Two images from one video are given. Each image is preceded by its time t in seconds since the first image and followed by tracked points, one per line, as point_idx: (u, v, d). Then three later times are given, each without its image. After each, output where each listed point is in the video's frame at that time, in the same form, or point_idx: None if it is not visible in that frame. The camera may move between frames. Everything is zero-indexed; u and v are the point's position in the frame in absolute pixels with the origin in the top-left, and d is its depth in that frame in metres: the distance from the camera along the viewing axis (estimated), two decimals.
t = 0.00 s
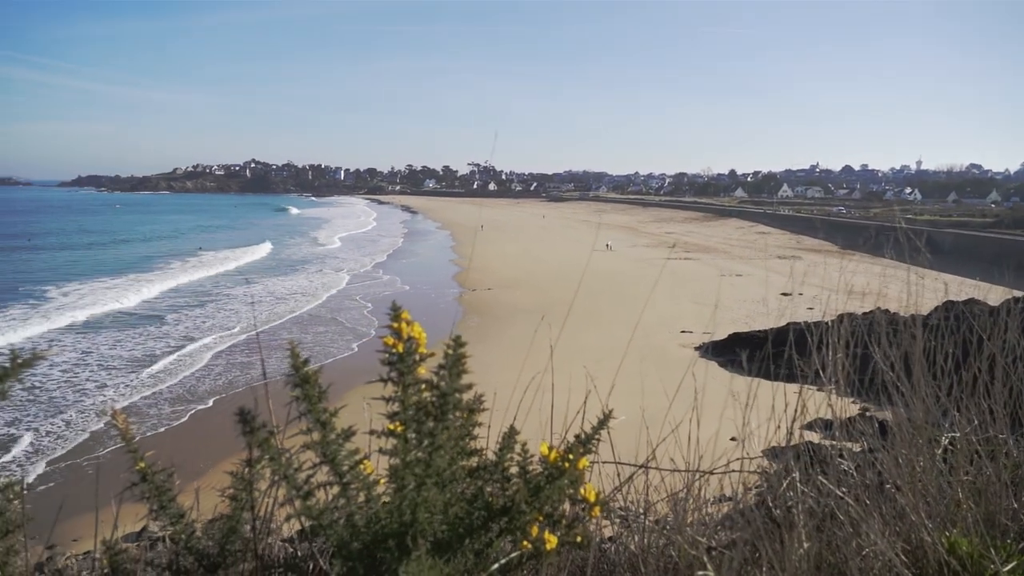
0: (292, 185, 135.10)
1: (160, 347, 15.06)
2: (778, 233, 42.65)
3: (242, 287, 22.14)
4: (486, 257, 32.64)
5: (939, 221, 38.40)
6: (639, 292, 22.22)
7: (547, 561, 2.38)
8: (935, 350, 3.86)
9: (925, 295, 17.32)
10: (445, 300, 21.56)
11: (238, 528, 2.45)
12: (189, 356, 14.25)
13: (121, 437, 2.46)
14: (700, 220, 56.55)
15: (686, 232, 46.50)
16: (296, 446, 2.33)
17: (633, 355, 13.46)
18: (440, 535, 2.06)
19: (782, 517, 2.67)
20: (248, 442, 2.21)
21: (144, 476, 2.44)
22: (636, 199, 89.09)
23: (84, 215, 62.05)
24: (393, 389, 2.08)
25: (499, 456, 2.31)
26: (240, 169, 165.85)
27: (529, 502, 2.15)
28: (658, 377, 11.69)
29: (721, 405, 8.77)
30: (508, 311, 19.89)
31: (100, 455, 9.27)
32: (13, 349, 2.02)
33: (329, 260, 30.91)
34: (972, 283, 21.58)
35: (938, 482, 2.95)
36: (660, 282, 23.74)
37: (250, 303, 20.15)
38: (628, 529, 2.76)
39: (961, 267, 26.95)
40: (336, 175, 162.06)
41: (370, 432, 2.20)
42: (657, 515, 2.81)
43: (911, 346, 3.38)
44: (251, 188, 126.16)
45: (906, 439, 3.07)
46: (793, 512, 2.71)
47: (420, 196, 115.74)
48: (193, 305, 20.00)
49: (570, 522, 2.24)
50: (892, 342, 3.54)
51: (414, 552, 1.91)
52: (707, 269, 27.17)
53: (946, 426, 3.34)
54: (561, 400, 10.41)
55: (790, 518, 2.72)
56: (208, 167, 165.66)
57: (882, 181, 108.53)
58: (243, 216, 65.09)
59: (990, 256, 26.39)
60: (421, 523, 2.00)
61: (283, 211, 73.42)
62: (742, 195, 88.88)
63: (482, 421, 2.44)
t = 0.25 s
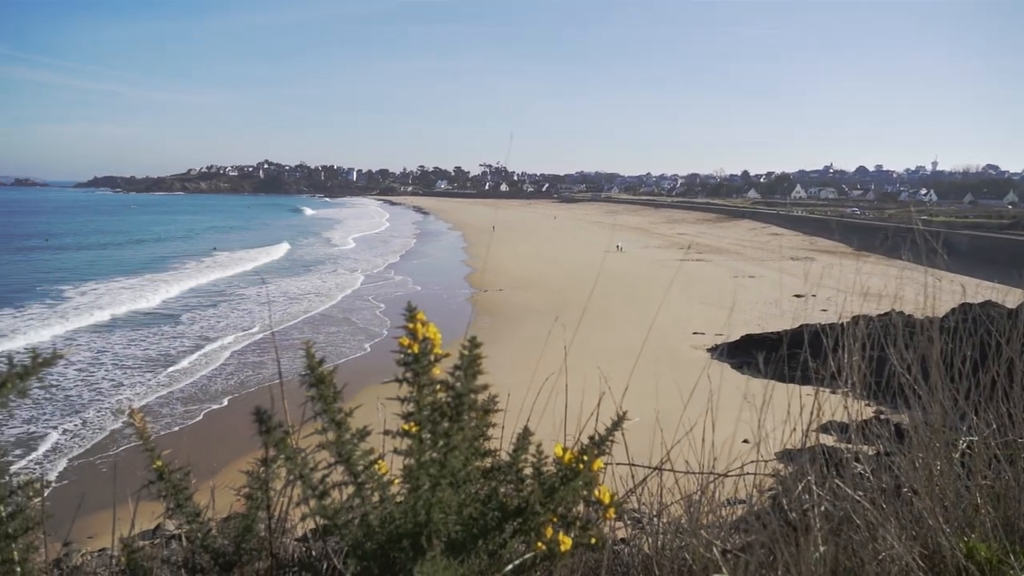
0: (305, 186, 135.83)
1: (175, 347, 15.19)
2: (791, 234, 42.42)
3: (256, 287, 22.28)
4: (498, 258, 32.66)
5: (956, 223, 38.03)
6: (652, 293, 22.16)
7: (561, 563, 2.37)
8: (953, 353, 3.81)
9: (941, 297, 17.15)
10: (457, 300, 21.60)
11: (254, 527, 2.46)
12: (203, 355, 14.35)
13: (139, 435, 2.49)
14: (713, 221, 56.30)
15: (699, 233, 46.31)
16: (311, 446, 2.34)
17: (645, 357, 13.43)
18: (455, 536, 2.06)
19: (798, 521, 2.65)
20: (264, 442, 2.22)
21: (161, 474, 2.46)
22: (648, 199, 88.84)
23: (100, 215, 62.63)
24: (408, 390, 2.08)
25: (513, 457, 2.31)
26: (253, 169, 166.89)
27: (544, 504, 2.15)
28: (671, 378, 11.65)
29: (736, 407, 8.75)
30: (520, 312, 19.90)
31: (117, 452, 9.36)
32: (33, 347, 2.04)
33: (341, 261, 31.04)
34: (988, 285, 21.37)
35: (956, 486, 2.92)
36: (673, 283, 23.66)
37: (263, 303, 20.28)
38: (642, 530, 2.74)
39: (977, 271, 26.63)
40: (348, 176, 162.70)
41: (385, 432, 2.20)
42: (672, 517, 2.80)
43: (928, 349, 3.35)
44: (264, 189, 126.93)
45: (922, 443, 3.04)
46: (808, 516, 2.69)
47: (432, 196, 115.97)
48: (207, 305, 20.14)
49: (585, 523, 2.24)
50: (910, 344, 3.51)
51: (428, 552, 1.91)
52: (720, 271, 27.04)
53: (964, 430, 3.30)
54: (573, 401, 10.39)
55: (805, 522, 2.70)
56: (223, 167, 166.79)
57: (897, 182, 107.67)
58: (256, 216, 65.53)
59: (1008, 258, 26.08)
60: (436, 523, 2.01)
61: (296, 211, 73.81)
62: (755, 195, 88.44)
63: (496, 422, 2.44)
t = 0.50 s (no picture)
0: (318, 186, 136.59)
1: (190, 346, 15.31)
2: (806, 235, 42.16)
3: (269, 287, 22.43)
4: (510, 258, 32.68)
5: (973, 223, 37.69)
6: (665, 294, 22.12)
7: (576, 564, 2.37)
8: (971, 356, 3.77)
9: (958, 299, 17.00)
10: (469, 301, 21.64)
11: (270, 526, 2.47)
12: (219, 355, 14.47)
13: (157, 434, 2.50)
14: (726, 221, 56.08)
15: (713, 234, 46.15)
16: (327, 446, 2.35)
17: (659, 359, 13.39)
18: (470, 536, 2.06)
19: (814, 524, 2.63)
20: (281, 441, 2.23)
21: (178, 473, 2.48)
22: (661, 200, 88.61)
23: (116, 215, 63.26)
24: (424, 391, 2.09)
25: (528, 458, 2.30)
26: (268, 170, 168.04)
27: (559, 505, 2.14)
28: (686, 380, 11.61)
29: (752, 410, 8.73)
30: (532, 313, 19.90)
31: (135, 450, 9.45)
32: (54, 346, 2.06)
33: (354, 261, 31.19)
34: (1006, 287, 21.17)
35: (975, 490, 2.88)
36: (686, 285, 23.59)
37: (278, 303, 20.41)
38: (656, 532, 2.74)
39: (995, 273, 26.32)
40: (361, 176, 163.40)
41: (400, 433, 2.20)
42: (688, 520, 2.78)
43: (946, 351, 3.31)
44: (279, 189, 127.70)
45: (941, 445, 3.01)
46: (825, 518, 2.68)
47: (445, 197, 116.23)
48: (221, 304, 20.30)
49: (601, 525, 2.23)
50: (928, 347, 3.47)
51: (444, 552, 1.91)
52: (733, 272, 26.92)
53: (983, 433, 3.26)
54: (587, 403, 10.38)
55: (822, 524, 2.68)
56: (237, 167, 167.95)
57: (913, 183, 106.68)
58: (271, 216, 65.96)
59: None
60: (451, 523, 2.01)
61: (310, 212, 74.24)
62: (769, 195, 88.02)
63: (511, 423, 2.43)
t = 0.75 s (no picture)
0: (331, 186, 137.17)
1: (204, 345, 15.41)
2: (819, 235, 41.87)
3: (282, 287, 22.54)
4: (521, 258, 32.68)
5: (989, 224, 37.31)
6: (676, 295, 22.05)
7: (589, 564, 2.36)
8: (989, 358, 3.72)
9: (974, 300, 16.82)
10: (481, 301, 21.65)
11: (285, 525, 2.48)
12: (233, 354, 14.56)
13: (172, 433, 2.51)
14: (739, 221, 55.82)
15: (725, 234, 45.95)
16: (341, 445, 2.35)
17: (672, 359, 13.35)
18: (484, 535, 2.07)
19: (829, 526, 2.61)
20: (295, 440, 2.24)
21: (194, 471, 2.50)
22: (673, 200, 88.33)
23: (131, 215, 63.80)
24: (438, 390, 2.09)
25: (542, 459, 2.30)
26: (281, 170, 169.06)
27: (573, 505, 2.14)
28: (699, 381, 11.57)
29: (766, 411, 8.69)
30: (544, 313, 19.88)
31: (150, 448, 9.53)
32: (73, 345, 2.07)
33: (366, 261, 31.30)
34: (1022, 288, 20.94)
35: (992, 493, 2.85)
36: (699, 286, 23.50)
37: (291, 303, 20.51)
38: (670, 533, 2.73)
39: (1012, 274, 26.02)
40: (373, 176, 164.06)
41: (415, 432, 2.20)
42: (702, 521, 2.77)
43: (964, 353, 3.27)
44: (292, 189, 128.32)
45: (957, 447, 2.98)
46: (841, 520, 2.66)
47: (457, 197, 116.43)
48: (234, 304, 20.42)
49: (614, 526, 2.23)
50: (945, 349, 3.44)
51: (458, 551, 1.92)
52: (746, 272, 26.80)
53: (1000, 436, 3.23)
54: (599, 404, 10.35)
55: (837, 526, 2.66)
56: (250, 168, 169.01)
57: (928, 182, 105.91)
58: (284, 216, 66.31)
59: None
60: (465, 522, 2.01)
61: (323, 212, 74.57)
62: (783, 195, 87.53)
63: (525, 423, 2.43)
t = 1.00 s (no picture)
0: (340, 186, 137.68)
1: (215, 344, 15.49)
2: (830, 235, 41.64)
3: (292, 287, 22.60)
4: (530, 258, 32.64)
5: (1002, 224, 37.02)
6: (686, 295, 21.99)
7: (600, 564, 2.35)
8: (1003, 357, 3.68)
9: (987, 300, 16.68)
10: (489, 301, 21.64)
11: (295, 524, 2.49)
12: (245, 353, 14.62)
13: (185, 431, 2.53)
14: (749, 221, 55.58)
15: (735, 234, 45.75)
16: (351, 444, 2.35)
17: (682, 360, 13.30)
18: (494, 534, 2.07)
19: (841, 528, 2.59)
20: (306, 438, 2.24)
21: (206, 469, 2.51)
22: (683, 199, 88.03)
23: (142, 215, 64.15)
24: (448, 390, 2.09)
25: (553, 458, 2.30)
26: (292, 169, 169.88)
27: (583, 505, 2.14)
28: (710, 382, 11.52)
29: (778, 412, 8.67)
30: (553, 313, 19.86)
31: (162, 446, 9.60)
32: (87, 344, 2.08)
33: (374, 261, 31.34)
34: None
35: (1006, 494, 2.83)
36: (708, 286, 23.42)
37: (301, 302, 20.60)
38: (679, 534, 2.73)
39: None
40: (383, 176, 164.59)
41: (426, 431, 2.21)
42: (712, 522, 2.76)
43: (976, 354, 3.24)
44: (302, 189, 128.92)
45: (972, 448, 2.94)
46: (853, 521, 2.64)
47: (466, 197, 116.53)
48: (244, 303, 20.50)
49: (624, 526, 2.23)
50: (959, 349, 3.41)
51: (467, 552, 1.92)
52: (756, 272, 26.67)
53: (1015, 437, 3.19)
54: (609, 405, 10.32)
55: (849, 527, 2.64)
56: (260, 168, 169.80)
57: (940, 181, 105.00)
58: (293, 216, 66.49)
59: None
60: (475, 522, 2.00)
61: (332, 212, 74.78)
62: (793, 195, 87.08)
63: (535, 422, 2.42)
